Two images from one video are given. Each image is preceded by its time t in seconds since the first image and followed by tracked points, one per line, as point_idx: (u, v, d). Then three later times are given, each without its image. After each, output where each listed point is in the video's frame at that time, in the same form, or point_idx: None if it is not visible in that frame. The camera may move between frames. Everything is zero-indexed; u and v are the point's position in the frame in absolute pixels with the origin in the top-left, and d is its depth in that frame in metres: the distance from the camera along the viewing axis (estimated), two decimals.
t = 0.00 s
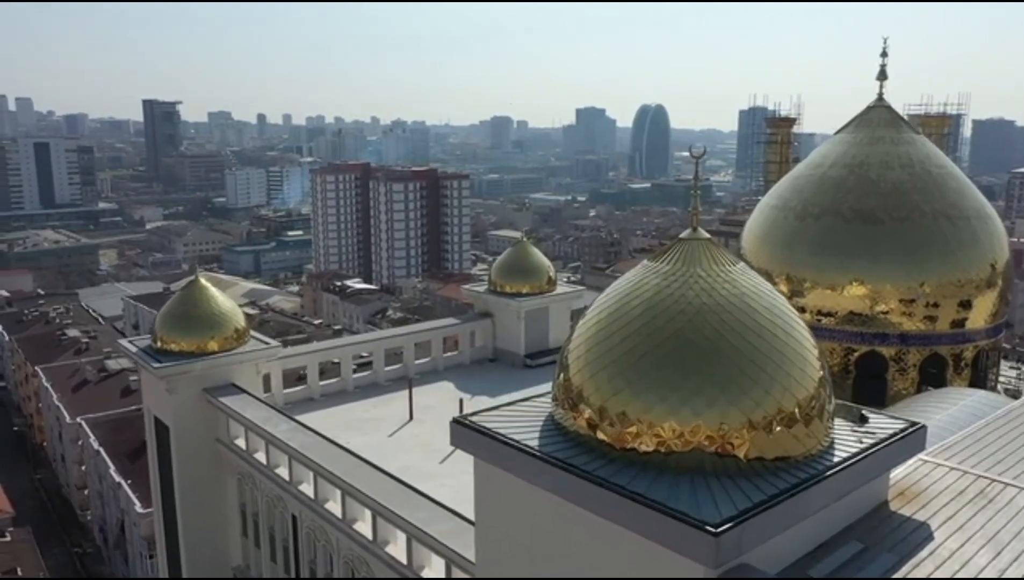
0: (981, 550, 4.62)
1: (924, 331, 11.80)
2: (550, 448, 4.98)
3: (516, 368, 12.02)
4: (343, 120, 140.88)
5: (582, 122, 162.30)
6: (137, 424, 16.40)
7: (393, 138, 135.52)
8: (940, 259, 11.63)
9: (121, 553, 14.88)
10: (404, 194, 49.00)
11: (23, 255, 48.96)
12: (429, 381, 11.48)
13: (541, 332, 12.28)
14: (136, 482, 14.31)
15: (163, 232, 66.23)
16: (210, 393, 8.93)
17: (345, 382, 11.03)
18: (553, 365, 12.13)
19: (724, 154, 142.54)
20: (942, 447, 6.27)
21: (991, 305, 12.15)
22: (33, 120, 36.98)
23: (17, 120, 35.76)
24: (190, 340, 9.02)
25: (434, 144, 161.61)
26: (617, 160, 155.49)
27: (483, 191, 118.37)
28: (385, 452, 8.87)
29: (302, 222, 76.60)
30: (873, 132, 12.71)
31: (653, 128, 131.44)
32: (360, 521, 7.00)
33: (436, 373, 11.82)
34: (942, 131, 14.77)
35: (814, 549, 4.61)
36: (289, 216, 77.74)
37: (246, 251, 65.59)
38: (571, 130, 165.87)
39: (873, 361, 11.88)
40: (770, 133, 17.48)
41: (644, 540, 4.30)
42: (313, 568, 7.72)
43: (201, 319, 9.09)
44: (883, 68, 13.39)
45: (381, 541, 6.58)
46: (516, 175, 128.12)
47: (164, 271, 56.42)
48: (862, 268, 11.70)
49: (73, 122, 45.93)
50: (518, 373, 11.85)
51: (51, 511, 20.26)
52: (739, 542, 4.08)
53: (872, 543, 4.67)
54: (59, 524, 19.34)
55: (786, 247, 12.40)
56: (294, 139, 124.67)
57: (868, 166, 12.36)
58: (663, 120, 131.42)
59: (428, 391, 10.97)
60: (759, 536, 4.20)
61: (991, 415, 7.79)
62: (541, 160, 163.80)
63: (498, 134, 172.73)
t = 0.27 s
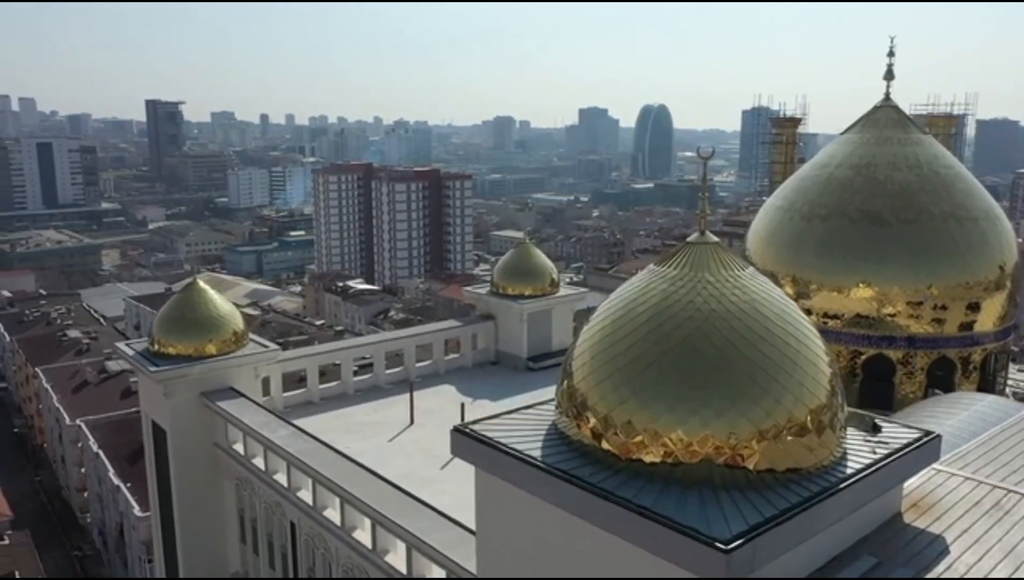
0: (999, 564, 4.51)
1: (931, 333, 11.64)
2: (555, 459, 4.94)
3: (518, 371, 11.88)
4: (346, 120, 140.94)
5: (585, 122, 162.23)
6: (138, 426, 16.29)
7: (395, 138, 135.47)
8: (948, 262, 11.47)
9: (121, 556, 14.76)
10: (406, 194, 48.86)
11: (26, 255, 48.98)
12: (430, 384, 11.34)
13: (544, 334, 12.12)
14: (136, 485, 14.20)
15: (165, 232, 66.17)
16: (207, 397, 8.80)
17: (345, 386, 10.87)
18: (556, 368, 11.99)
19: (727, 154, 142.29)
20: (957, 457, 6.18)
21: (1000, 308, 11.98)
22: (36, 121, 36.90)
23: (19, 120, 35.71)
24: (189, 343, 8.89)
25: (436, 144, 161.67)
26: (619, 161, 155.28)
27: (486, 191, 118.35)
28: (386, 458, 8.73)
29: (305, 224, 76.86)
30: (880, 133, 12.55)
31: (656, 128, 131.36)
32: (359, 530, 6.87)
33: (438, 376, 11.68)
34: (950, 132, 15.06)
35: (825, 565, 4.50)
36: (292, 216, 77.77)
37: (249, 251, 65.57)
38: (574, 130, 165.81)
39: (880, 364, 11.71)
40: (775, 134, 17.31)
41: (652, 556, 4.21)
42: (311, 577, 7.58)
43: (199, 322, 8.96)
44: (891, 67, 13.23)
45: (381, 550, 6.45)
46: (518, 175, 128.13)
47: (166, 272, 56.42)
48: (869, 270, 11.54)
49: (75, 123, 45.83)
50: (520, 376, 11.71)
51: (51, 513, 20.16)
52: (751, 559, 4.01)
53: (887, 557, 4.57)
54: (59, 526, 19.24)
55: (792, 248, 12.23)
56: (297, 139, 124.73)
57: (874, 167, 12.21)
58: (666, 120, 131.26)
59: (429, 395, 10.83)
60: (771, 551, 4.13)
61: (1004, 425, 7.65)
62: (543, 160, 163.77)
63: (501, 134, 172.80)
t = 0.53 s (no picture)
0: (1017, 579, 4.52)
1: (941, 337, 11.43)
2: (558, 473, 4.94)
3: (521, 375, 11.74)
4: (350, 120, 140.69)
5: (589, 123, 161.97)
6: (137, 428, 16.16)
7: (399, 138, 135.43)
8: (959, 263, 11.27)
9: (120, 560, 14.63)
10: (410, 195, 48.68)
11: (30, 256, 48.80)
12: (433, 389, 11.17)
13: (548, 338, 11.96)
14: (135, 488, 14.06)
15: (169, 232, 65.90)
16: (206, 402, 8.65)
17: (346, 390, 10.71)
18: (561, 371, 11.81)
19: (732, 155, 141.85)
20: (973, 470, 6.21)
21: (1012, 311, 11.73)
22: (40, 121, 36.71)
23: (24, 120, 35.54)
24: (189, 347, 8.75)
25: (440, 144, 161.40)
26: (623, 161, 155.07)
27: (490, 191, 118.13)
28: (387, 464, 8.58)
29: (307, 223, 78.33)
30: (889, 133, 12.36)
31: (660, 128, 131.07)
32: (359, 540, 6.70)
33: (441, 379, 11.53)
34: (958, 131, 15.42)
35: None
36: (296, 217, 77.71)
37: (252, 252, 65.48)
38: (578, 130, 165.55)
39: (888, 367, 11.53)
40: (781, 134, 17.14)
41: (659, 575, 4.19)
42: None
43: (198, 326, 8.81)
44: (900, 66, 13.05)
45: (380, 561, 6.29)
46: (522, 176, 127.96)
47: (171, 272, 56.32)
48: (878, 273, 11.35)
49: (80, 123, 45.35)
50: (524, 380, 11.54)
51: (52, 515, 20.03)
52: None
53: (903, 572, 4.57)
54: (59, 528, 19.12)
55: (801, 250, 12.04)
56: (301, 139, 124.51)
57: (884, 167, 12.02)
58: (670, 121, 131.12)
59: (431, 399, 10.67)
60: (786, 570, 4.09)
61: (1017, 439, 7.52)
62: (547, 160, 163.52)
63: (505, 133, 172.63)
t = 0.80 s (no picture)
0: None
1: (955, 340, 11.19)
2: (566, 486, 5.06)
3: (527, 379, 11.59)
4: (356, 120, 140.73)
5: (595, 123, 161.72)
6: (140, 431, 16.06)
7: (405, 138, 135.44)
8: (973, 267, 11.04)
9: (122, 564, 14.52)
10: (416, 195, 48.61)
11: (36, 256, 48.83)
12: (437, 393, 11.01)
13: (554, 341, 11.80)
14: (137, 492, 13.96)
15: (175, 232, 65.90)
16: (205, 407, 8.50)
17: (349, 394, 10.55)
18: (567, 375, 11.66)
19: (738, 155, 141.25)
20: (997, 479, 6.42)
21: None
22: (46, 122, 36.74)
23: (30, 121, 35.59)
24: (190, 350, 8.60)
25: (446, 144, 161.37)
26: (630, 160, 154.68)
27: (495, 191, 117.94)
28: (390, 470, 8.44)
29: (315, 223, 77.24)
30: (900, 134, 12.15)
31: (666, 128, 130.71)
32: (359, 550, 6.54)
33: (445, 383, 11.38)
34: (971, 131, 15.22)
35: None
36: (301, 217, 77.67)
37: (258, 252, 65.49)
38: (584, 130, 165.28)
39: (901, 371, 11.29)
40: (791, 134, 16.93)
41: None
42: None
43: (198, 329, 8.66)
44: (912, 66, 12.83)
45: (382, 572, 6.14)
46: (528, 176, 127.79)
47: (176, 272, 56.33)
48: (890, 275, 11.13)
49: (86, 124, 45.09)
50: (530, 384, 11.39)
51: (55, 517, 19.94)
52: None
53: None
54: (62, 530, 19.06)
55: (810, 251, 11.87)
56: (307, 139, 124.62)
57: (895, 168, 11.81)
58: (676, 121, 130.70)
59: (435, 403, 10.52)
60: None
61: None
62: (553, 160, 163.25)
63: (511, 133, 172.54)
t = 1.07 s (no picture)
0: None
1: (967, 344, 10.97)
2: (571, 500, 5.02)
3: (532, 382, 11.44)
4: (362, 121, 140.88)
5: (601, 123, 161.63)
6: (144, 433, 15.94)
7: (412, 137, 135.51)
8: (986, 269, 10.83)
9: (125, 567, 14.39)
10: (421, 195, 48.51)
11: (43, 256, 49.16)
12: (442, 396, 10.87)
13: (560, 344, 11.65)
14: (140, 495, 13.84)
15: (181, 232, 66.00)
16: (206, 411, 8.38)
17: (353, 397, 10.43)
18: (573, 378, 11.50)
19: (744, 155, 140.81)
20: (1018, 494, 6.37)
21: None
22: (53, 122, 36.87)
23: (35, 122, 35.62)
24: (191, 354, 8.49)
25: (452, 144, 161.44)
26: (636, 161, 154.42)
27: (501, 192, 117.81)
28: (393, 476, 8.30)
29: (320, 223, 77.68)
30: (913, 134, 11.96)
31: (672, 129, 130.51)
32: (361, 559, 6.40)
33: (450, 386, 11.23)
34: (983, 132, 15.00)
35: None
36: (307, 217, 77.72)
37: (264, 252, 65.48)
38: (590, 130, 165.09)
39: (913, 376, 11.10)
40: (800, 134, 16.74)
41: None
42: None
43: (199, 332, 8.55)
44: (924, 65, 12.63)
45: None
46: (534, 177, 127.66)
47: (182, 272, 56.48)
48: (901, 279, 10.96)
49: (93, 124, 45.15)
50: (535, 388, 11.24)
51: (59, 517, 19.89)
52: None
53: None
54: (66, 531, 18.99)
55: (820, 253, 11.70)
56: (313, 139, 124.78)
57: (907, 169, 11.62)
58: (682, 121, 130.41)
59: (440, 407, 10.37)
60: None
61: None
62: (559, 160, 163.19)
63: (517, 134, 172.54)
